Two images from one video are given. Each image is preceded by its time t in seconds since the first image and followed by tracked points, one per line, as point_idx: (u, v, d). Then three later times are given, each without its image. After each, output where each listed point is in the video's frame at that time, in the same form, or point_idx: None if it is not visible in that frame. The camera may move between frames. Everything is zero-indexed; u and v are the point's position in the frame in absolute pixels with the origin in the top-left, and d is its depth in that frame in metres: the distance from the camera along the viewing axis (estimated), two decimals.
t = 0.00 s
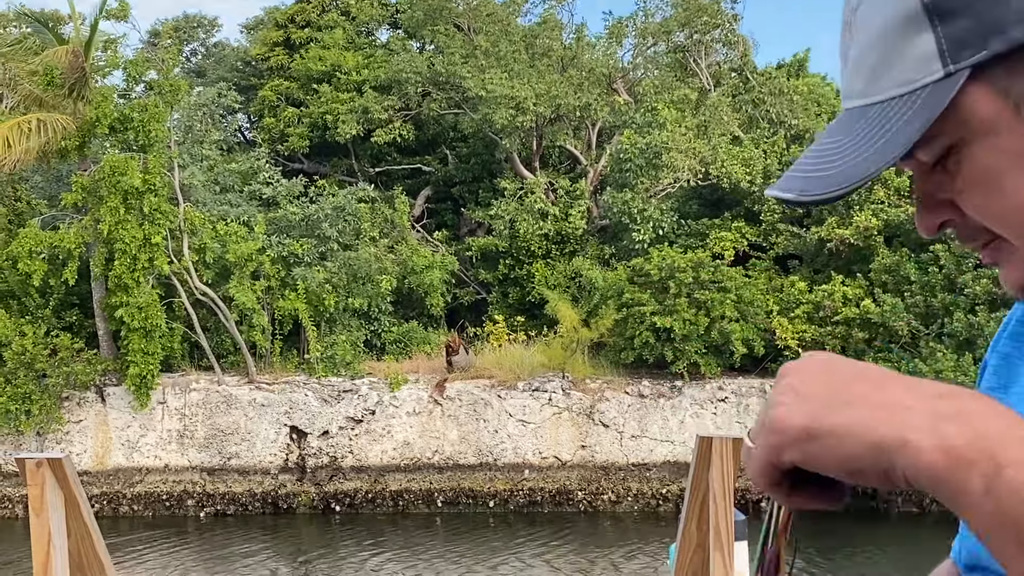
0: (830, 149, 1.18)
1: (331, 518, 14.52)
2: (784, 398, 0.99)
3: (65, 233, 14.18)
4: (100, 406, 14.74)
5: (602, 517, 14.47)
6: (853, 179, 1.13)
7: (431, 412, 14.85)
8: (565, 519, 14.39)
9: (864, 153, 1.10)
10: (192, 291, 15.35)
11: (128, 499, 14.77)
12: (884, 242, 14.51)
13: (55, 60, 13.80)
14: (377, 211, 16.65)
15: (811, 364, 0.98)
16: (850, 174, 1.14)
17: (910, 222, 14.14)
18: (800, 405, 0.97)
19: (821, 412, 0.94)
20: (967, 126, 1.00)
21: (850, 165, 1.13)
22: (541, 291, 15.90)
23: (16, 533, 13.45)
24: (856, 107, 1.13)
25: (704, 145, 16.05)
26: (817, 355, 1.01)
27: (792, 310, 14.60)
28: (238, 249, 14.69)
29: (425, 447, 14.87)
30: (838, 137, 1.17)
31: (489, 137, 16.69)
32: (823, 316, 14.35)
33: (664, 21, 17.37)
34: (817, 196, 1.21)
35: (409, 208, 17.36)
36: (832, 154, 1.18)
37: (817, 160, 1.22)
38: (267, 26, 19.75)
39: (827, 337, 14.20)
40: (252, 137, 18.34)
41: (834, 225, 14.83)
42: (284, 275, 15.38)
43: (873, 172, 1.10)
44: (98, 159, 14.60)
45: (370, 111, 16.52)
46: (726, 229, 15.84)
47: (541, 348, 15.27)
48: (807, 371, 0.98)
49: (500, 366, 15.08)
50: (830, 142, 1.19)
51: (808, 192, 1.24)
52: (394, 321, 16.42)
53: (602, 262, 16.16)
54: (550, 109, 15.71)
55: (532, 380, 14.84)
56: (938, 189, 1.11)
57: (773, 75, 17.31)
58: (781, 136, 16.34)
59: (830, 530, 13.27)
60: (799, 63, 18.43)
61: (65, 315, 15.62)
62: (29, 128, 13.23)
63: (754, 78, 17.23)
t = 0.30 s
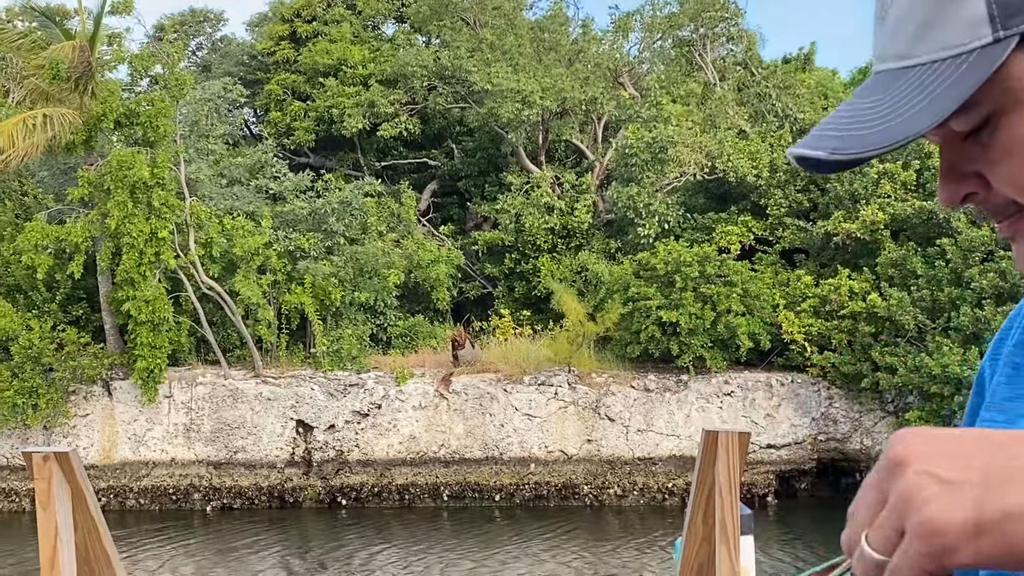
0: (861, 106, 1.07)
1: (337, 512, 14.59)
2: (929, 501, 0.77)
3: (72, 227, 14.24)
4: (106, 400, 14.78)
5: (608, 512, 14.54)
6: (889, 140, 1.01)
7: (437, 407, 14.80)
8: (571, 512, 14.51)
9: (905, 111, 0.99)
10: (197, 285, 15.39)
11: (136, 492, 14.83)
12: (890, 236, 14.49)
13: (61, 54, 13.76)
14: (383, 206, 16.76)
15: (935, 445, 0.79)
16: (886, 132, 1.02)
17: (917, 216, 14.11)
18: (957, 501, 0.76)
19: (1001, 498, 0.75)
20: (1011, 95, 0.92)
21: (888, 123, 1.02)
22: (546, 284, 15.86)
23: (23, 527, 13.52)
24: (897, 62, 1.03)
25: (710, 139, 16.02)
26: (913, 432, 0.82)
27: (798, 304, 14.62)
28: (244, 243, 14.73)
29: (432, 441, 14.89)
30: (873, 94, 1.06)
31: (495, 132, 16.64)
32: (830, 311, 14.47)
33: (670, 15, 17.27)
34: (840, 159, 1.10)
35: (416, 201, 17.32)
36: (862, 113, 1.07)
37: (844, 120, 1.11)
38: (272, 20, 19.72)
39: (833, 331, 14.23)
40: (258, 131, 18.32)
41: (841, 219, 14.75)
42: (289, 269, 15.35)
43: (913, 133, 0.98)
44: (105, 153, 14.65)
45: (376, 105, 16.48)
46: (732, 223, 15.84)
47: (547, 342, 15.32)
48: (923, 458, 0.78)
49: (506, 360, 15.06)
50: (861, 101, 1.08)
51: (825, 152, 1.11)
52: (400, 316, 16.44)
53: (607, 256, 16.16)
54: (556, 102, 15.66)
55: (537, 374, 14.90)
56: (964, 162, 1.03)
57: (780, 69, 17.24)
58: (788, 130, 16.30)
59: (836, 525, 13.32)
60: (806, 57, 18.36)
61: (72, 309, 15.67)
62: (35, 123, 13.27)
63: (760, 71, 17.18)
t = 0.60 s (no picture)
0: (877, 35, 1.36)
1: (344, 505, 14.63)
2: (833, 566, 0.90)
3: (79, 220, 14.29)
4: (114, 393, 14.85)
5: (614, 504, 14.58)
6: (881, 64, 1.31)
7: (444, 399, 14.89)
8: (577, 505, 14.53)
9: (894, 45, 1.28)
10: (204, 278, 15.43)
11: (143, 485, 14.90)
12: (897, 229, 14.47)
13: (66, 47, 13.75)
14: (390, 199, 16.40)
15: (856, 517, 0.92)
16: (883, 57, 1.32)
17: (924, 209, 14.07)
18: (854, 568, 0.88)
19: None
20: (964, 59, 1.13)
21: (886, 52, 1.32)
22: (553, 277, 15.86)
23: (32, 519, 13.61)
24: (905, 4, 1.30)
25: (717, 132, 15.94)
26: (851, 503, 0.95)
27: (805, 297, 14.58)
28: (251, 236, 14.78)
29: (438, 433, 14.93)
30: (882, 23, 1.36)
31: (502, 125, 16.58)
32: (837, 303, 14.44)
33: (678, 7, 17.16)
34: (848, 73, 1.43)
35: (422, 193, 17.24)
36: (877, 40, 1.37)
37: (867, 41, 1.41)
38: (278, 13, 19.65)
39: (840, 324, 14.21)
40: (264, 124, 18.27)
41: (848, 212, 14.72)
42: (296, 262, 15.42)
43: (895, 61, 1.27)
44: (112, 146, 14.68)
45: (383, 98, 16.44)
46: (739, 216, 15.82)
47: (554, 334, 15.33)
48: (844, 531, 0.91)
49: (513, 353, 15.10)
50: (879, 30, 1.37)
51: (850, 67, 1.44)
52: (407, 308, 16.45)
53: (614, 249, 16.12)
54: (563, 95, 15.61)
55: (544, 366, 14.90)
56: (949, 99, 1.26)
57: (788, 62, 17.14)
58: (795, 122, 16.23)
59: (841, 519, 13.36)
60: (815, 49, 18.25)
61: (79, 302, 15.70)
62: (42, 116, 13.26)
63: (768, 64, 17.08)
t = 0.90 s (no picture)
0: (889, 32, 1.36)
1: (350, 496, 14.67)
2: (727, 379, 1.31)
3: (86, 211, 14.34)
4: (121, 384, 14.95)
5: (620, 496, 14.63)
6: (892, 62, 1.31)
7: (450, 391, 14.94)
8: (582, 496, 14.56)
9: (911, 42, 1.27)
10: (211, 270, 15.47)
11: (149, 476, 14.91)
12: (904, 220, 14.45)
13: (73, 38, 13.83)
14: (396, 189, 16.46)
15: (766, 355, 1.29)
16: (893, 56, 1.32)
17: (931, 200, 14.04)
18: (736, 390, 1.28)
19: (745, 405, 1.26)
20: (960, 62, 1.19)
21: (897, 50, 1.32)
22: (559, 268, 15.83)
23: (40, 510, 13.70)
24: None
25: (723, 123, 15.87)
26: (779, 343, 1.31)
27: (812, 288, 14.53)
28: (257, 228, 14.82)
29: (444, 425, 14.99)
30: (894, 22, 1.36)
31: (508, 116, 16.48)
32: (844, 296, 14.36)
33: None
34: (856, 68, 1.43)
35: (428, 185, 17.14)
36: (887, 37, 1.36)
37: (874, 38, 1.41)
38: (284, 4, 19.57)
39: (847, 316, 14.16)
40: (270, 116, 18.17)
41: (855, 203, 14.71)
42: (303, 254, 15.43)
43: (908, 60, 1.27)
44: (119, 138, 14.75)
45: (388, 90, 16.41)
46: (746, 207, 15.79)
47: (559, 326, 15.38)
48: (757, 359, 1.29)
49: (519, 345, 15.13)
50: (888, 28, 1.37)
51: (858, 64, 1.42)
52: (413, 300, 16.41)
53: (620, 240, 16.07)
54: (569, 86, 15.56)
55: (550, 358, 14.98)
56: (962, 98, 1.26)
57: (796, 53, 17.03)
58: (803, 113, 16.16)
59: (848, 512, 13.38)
60: (824, 40, 18.13)
61: (86, 294, 15.76)
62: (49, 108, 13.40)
63: (775, 55, 16.97)
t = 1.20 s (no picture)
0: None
1: (325, 526, 12.27)
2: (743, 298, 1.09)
3: (8, 184, 11.91)
4: (51, 391, 12.46)
5: (648, 527, 12.23)
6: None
7: (445, 400, 12.51)
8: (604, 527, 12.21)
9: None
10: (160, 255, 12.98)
11: (85, 502, 12.45)
12: (990, 196, 12.09)
13: None
14: (379, 159, 13.70)
15: (792, 277, 1.07)
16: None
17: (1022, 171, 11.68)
18: (756, 300, 1.07)
19: (756, 314, 1.05)
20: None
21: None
22: (576, 254, 13.33)
23: None
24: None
25: (773, 78, 12.96)
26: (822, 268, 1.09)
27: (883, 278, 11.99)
28: (214, 204, 12.37)
29: (438, 441, 12.50)
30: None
31: (515, 69, 13.89)
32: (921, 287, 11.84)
33: None
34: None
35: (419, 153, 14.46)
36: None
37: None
38: None
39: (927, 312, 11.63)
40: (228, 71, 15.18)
41: (930, 174, 12.37)
42: (268, 236, 12.91)
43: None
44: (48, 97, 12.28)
45: (371, 38, 13.74)
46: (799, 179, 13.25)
47: (576, 322, 12.87)
48: (798, 282, 1.06)
49: (527, 344, 12.64)
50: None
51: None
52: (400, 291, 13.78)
53: (648, 220, 13.54)
54: (588, 34, 12.97)
55: (565, 361, 12.50)
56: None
57: None
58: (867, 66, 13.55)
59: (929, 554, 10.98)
60: None
61: (12, 283, 13.25)
62: None
63: None
